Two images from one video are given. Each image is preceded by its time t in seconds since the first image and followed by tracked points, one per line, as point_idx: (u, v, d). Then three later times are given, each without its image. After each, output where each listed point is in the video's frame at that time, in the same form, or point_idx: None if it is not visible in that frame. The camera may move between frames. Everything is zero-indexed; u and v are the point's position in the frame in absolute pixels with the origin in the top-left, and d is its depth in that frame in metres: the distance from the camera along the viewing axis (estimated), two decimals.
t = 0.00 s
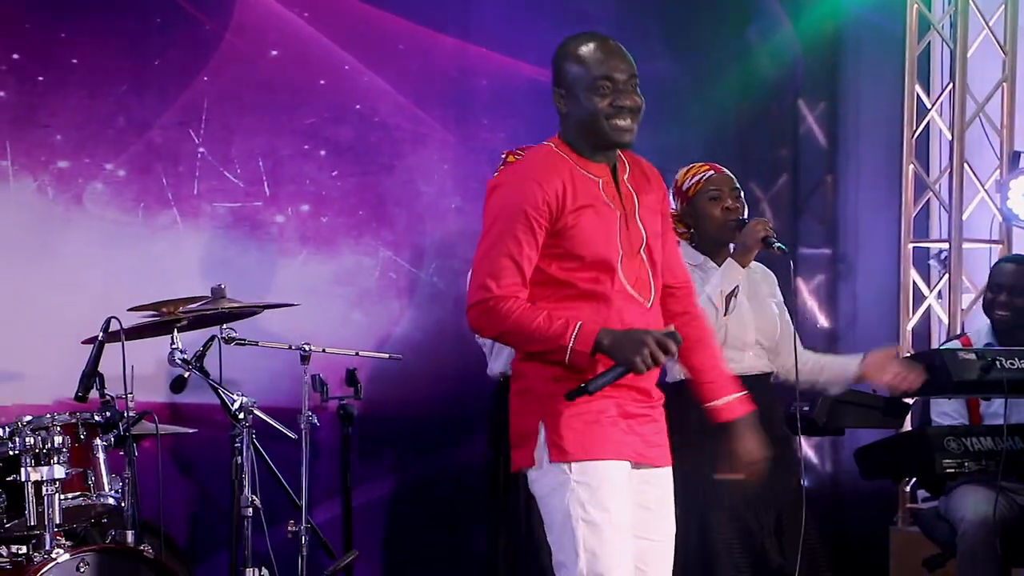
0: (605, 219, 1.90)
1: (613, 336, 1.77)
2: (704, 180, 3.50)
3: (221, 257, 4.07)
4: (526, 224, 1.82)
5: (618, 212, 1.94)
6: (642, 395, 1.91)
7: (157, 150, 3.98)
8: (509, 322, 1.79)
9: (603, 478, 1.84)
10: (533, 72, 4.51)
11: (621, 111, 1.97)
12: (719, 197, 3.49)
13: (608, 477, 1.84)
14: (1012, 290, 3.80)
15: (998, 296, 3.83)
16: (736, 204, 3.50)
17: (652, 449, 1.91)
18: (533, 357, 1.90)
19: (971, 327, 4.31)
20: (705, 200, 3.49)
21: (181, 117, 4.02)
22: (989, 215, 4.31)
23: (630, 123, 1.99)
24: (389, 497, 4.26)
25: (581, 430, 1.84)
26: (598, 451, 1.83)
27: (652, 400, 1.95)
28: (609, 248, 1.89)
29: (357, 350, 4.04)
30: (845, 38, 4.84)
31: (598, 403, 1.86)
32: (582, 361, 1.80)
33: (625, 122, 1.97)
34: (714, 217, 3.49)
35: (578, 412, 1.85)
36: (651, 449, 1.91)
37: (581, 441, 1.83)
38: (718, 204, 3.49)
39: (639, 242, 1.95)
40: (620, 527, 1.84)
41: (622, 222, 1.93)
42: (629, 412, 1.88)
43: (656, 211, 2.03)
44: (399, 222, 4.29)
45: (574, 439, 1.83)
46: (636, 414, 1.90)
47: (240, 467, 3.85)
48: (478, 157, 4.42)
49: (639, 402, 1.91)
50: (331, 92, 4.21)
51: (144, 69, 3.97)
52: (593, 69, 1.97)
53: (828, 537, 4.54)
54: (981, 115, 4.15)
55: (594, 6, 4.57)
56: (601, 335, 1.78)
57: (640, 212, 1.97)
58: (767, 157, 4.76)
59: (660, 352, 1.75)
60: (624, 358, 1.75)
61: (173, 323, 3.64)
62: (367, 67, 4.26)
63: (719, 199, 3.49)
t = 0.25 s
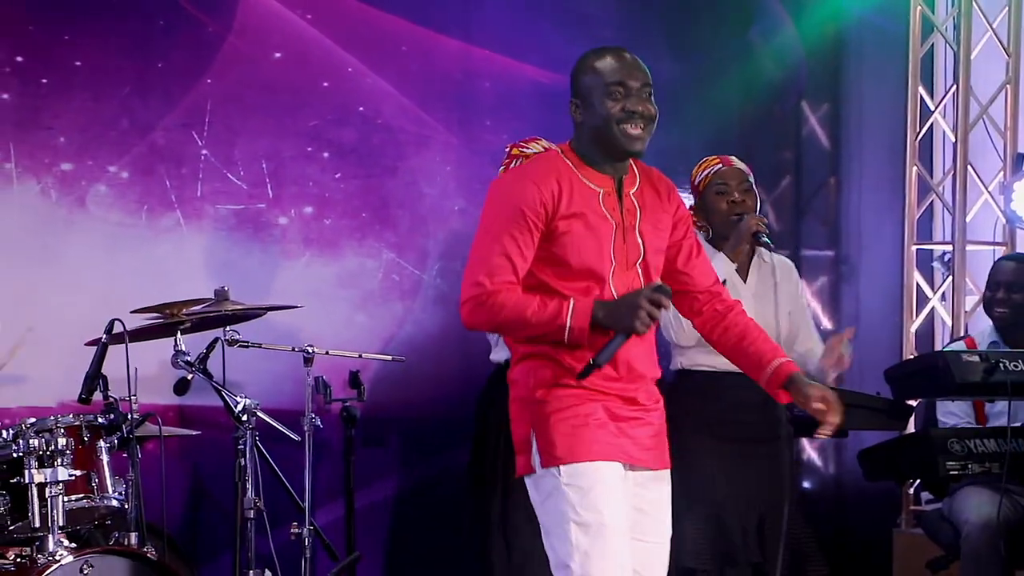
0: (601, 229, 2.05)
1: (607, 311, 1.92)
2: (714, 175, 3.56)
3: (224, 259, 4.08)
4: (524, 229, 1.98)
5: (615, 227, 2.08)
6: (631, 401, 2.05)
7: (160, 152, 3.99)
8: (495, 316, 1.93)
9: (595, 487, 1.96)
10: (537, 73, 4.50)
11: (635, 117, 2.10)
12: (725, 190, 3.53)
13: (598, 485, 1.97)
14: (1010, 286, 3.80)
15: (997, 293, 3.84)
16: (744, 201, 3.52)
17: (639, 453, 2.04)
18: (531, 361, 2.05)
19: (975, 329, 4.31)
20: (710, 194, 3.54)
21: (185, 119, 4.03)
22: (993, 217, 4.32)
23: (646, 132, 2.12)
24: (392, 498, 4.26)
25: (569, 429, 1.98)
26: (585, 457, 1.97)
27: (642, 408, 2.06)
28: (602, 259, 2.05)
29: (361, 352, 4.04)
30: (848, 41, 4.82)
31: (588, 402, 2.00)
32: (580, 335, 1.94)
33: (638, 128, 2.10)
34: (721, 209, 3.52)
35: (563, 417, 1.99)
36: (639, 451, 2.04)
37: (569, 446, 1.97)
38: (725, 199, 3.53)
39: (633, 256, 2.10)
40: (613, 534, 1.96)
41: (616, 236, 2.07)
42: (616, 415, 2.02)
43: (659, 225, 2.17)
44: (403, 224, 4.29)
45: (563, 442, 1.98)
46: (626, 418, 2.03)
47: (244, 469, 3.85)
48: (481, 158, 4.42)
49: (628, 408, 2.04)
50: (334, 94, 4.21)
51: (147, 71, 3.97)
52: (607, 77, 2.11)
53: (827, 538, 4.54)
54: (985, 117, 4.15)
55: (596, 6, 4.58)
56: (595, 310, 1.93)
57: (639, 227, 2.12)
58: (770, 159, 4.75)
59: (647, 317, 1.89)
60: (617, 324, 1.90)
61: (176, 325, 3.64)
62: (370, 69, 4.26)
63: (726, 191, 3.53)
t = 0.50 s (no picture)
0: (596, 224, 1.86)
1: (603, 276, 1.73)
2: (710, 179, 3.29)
3: (228, 261, 4.07)
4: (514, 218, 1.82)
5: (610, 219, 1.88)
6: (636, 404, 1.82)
7: (164, 154, 3.99)
8: (496, 306, 1.77)
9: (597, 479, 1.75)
10: (540, 75, 4.50)
11: (626, 116, 1.88)
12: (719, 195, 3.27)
13: (599, 477, 1.75)
14: (1017, 297, 3.80)
15: (1004, 304, 3.82)
16: (739, 203, 3.27)
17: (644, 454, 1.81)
18: (531, 363, 1.85)
19: (978, 331, 4.31)
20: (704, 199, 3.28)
21: (188, 122, 4.03)
22: (996, 219, 4.31)
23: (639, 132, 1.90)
24: (395, 501, 4.26)
25: (565, 432, 1.77)
26: (581, 450, 1.75)
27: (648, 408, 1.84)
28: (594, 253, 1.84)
29: (364, 355, 4.04)
30: (851, 43, 4.81)
31: (584, 403, 1.78)
32: (579, 308, 1.75)
33: (632, 128, 1.89)
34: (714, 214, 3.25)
35: (562, 415, 1.78)
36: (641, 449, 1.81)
37: (564, 445, 1.76)
38: (721, 203, 3.27)
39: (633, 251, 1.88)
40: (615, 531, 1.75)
41: (611, 229, 1.87)
42: (618, 416, 1.80)
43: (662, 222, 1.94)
44: (406, 226, 4.29)
45: (557, 440, 1.77)
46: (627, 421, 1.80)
47: (247, 471, 3.85)
48: (485, 160, 4.42)
49: (630, 410, 1.81)
50: (337, 96, 4.21)
51: (151, 73, 3.97)
52: (598, 74, 1.89)
53: (829, 540, 4.57)
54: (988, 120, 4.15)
55: (599, 8, 4.58)
56: (590, 274, 1.74)
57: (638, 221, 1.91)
58: (773, 161, 4.76)
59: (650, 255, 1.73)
60: (602, 270, 1.73)
61: (179, 328, 3.64)
62: (373, 71, 4.26)
63: (720, 197, 3.27)
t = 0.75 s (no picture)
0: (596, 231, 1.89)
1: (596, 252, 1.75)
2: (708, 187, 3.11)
3: (230, 263, 4.08)
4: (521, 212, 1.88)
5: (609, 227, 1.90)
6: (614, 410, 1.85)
7: (166, 156, 3.99)
8: (521, 291, 1.79)
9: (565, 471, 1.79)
10: (542, 77, 4.50)
11: (640, 128, 1.87)
12: (718, 206, 3.10)
13: (564, 468, 1.79)
14: (1013, 285, 3.79)
15: (999, 292, 3.82)
16: (736, 214, 3.10)
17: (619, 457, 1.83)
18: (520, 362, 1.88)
19: (980, 333, 4.31)
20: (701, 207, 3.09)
21: (190, 124, 4.03)
22: (998, 221, 4.31)
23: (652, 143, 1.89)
24: (397, 503, 4.26)
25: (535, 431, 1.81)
26: (551, 445, 1.79)
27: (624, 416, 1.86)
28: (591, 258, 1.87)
29: (366, 357, 4.04)
30: (853, 45, 4.83)
31: (555, 403, 1.82)
32: (601, 265, 1.76)
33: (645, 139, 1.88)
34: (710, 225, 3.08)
35: (534, 409, 1.82)
36: (615, 451, 1.83)
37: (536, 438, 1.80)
38: (718, 211, 3.10)
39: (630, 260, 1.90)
40: (582, 519, 1.79)
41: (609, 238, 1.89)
42: (591, 419, 1.83)
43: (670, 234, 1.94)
44: (408, 228, 4.29)
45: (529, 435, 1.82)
46: (598, 425, 1.83)
47: (249, 473, 3.85)
48: (487, 163, 4.42)
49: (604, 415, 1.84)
50: (339, 98, 4.21)
51: (153, 76, 3.97)
52: (612, 84, 1.88)
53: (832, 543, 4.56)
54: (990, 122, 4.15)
55: (601, 10, 4.58)
56: (602, 230, 1.76)
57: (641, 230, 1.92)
58: (776, 163, 4.76)
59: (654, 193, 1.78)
60: (615, 223, 1.75)
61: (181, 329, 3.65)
62: (375, 73, 4.26)
63: (719, 208, 3.10)
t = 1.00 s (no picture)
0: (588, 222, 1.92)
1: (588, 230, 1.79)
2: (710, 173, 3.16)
3: (231, 265, 4.08)
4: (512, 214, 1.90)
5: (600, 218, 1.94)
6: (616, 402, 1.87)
7: (166, 158, 3.99)
8: (520, 278, 1.81)
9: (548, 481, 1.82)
10: (542, 78, 4.49)
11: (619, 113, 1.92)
12: (721, 192, 3.14)
13: (546, 480, 1.82)
14: (1015, 299, 3.78)
15: (1002, 306, 3.82)
16: (738, 200, 3.15)
17: (618, 458, 1.86)
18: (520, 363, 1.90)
19: (981, 334, 4.31)
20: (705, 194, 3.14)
21: (191, 125, 4.03)
22: (999, 222, 4.31)
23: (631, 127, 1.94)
24: (398, 504, 4.26)
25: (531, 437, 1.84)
26: (539, 454, 1.82)
27: (627, 409, 1.88)
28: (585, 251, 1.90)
29: (367, 358, 4.04)
30: (854, 46, 4.82)
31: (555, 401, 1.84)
32: (595, 237, 1.79)
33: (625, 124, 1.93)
34: (716, 209, 3.12)
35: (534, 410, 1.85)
36: (618, 447, 1.86)
37: (525, 447, 1.83)
38: (722, 199, 3.14)
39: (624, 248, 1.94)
40: (567, 532, 1.83)
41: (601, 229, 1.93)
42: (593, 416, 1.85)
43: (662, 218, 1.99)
44: (408, 229, 4.29)
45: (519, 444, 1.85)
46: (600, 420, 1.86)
47: (251, 474, 3.85)
48: (487, 163, 4.41)
49: (604, 412, 1.86)
50: (340, 99, 4.21)
51: (153, 77, 3.97)
52: (591, 73, 1.94)
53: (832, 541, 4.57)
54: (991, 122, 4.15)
55: (603, 11, 4.57)
56: (594, 202, 1.81)
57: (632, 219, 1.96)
58: (777, 163, 4.77)
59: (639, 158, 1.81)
60: (607, 192, 1.81)
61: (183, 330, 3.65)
62: (376, 74, 4.26)
63: (722, 193, 3.14)
